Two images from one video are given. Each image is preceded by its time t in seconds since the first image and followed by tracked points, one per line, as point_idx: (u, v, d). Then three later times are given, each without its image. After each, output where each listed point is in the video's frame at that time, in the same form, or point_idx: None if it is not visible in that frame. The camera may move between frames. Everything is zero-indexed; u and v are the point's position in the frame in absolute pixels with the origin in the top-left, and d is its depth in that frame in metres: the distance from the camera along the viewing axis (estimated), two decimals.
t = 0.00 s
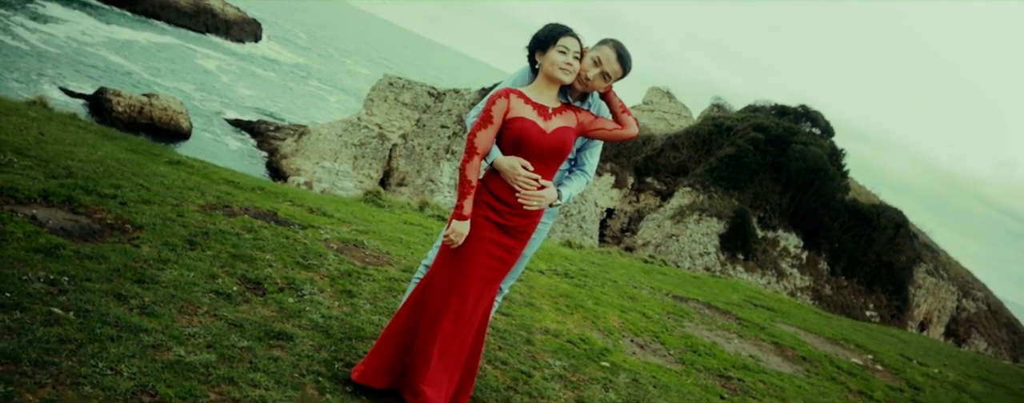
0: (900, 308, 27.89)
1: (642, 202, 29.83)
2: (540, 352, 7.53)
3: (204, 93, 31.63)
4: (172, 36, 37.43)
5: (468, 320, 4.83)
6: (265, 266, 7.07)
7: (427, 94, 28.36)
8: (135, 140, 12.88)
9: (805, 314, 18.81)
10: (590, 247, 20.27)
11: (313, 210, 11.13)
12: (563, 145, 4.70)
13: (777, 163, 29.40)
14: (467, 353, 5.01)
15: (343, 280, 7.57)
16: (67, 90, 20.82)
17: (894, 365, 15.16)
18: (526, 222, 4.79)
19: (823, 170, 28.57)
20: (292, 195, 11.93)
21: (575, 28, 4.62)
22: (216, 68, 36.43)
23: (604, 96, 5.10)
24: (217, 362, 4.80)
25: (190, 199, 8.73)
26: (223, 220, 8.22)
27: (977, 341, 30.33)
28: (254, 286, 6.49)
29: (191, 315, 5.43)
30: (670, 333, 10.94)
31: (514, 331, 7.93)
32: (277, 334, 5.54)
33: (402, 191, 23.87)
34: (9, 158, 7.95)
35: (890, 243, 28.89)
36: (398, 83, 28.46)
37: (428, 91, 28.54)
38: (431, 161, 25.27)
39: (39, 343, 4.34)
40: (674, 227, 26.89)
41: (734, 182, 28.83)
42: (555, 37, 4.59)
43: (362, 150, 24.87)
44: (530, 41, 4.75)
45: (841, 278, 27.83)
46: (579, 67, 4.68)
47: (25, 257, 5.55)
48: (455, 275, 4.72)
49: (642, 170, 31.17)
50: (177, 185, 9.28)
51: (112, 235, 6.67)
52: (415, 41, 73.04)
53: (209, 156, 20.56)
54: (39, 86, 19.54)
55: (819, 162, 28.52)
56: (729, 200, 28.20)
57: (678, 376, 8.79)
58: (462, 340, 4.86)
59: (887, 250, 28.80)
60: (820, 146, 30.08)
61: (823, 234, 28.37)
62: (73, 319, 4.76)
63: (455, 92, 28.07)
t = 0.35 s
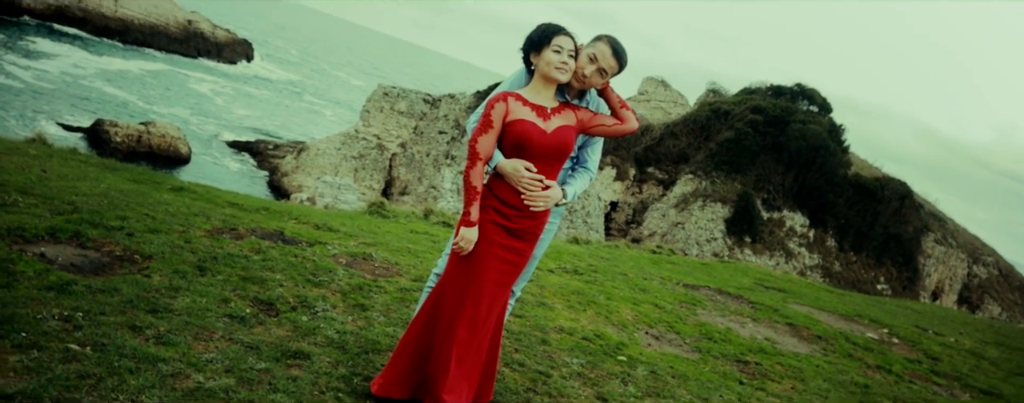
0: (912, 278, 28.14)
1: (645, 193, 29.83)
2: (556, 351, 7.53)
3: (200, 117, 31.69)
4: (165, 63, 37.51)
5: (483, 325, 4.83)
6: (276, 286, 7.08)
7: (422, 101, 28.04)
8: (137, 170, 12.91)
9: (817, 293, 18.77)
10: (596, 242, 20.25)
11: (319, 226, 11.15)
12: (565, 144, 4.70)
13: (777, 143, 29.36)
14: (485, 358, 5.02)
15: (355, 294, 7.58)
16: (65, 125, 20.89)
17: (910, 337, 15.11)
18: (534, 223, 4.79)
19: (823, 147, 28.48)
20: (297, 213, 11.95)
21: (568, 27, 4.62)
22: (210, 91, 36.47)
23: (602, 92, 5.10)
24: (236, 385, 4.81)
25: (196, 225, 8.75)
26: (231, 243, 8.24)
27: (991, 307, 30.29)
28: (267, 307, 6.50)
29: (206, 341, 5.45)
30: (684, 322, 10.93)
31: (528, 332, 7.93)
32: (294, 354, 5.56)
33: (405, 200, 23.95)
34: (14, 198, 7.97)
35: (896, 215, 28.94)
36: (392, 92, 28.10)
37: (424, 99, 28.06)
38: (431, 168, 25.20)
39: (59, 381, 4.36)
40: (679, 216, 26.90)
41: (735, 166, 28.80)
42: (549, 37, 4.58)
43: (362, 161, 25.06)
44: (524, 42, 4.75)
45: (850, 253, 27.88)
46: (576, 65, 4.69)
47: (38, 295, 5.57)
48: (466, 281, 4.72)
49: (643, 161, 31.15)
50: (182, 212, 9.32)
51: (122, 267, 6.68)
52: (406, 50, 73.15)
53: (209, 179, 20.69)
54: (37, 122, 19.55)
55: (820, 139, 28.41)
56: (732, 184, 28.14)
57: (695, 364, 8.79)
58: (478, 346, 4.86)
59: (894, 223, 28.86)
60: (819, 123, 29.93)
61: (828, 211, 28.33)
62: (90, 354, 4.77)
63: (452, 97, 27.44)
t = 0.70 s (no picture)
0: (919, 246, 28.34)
1: (646, 182, 29.85)
2: (573, 349, 7.53)
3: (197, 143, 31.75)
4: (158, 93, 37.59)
5: (498, 329, 4.83)
6: (288, 307, 7.09)
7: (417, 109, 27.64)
8: (139, 201, 12.92)
9: (826, 269, 18.73)
10: (602, 236, 20.22)
11: (325, 243, 11.16)
12: (565, 142, 4.70)
13: (774, 122, 29.32)
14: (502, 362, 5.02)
15: (367, 308, 7.58)
16: (63, 163, 20.97)
17: (923, 306, 15.07)
18: (540, 224, 4.78)
19: (820, 122, 28.41)
20: (302, 231, 11.95)
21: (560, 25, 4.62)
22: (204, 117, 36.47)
23: (597, 88, 5.11)
24: None
25: (203, 252, 8.75)
26: (239, 267, 8.24)
27: (1000, 268, 30.75)
28: (280, 329, 6.51)
29: (224, 367, 5.46)
30: (697, 309, 10.91)
31: (543, 332, 7.92)
32: (312, 372, 5.56)
33: (407, 209, 23.99)
34: (20, 240, 7.98)
35: (899, 185, 28.94)
36: (386, 102, 27.81)
37: (418, 106, 27.72)
38: (431, 174, 25.28)
39: None
40: (681, 203, 26.91)
41: (734, 148, 28.78)
42: (541, 37, 4.59)
43: (362, 174, 24.95)
44: (516, 44, 4.75)
45: (855, 226, 27.89)
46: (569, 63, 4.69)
47: (52, 335, 5.57)
48: (477, 287, 4.72)
49: (641, 151, 31.12)
50: (187, 240, 9.33)
51: (134, 300, 6.69)
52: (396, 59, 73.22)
53: (209, 204, 20.74)
54: (34, 162, 19.47)
55: (816, 115, 28.36)
56: (732, 167, 28.10)
57: (712, 350, 8.77)
58: (495, 350, 4.85)
59: (897, 192, 28.87)
60: (813, 99, 29.78)
61: (831, 186, 28.30)
62: (110, 390, 4.78)
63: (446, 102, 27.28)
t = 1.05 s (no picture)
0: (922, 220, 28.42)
1: (646, 173, 29.83)
2: (585, 345, 7.54)
3: (195, 164, 31.81)
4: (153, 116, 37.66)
5: (512, 331, 4.83)
6: (299, 322, 7.09)
7: (412, 116, 27.68)
8: (143, 226, 12.95)
9: (832, 248, 18.75)
10: (606, 230, 20.21)
11: (332, 255, 11.18)
12: (565, 141, 4.70)
13: (769, 105, 29.28)
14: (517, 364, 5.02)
15: (377, 317, 7.59)
16: (63, 193, 21.00)
17: (931, 279, 15.08)
18: (546, 223, 4.78)
19: (816, 102, 28.32)
20: (307, 245, 11.95)
21: (553, 24, 4.63)
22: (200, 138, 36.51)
23: (594, 84, 5.12)
24: None
25: (210, 273, 8.75)
26: (248, 285, 8.25)
27: (1006, 236, 30.92)
28: (293, 344, 6.51)
29: (240, 386, 5.47)
30: (706, 298, 10.90)
31: (554, 331, 7.93)
32: (328, 386, 5.57)
33: (409, 216, 24.00)
34: (27, 273, 7.99)
35: (898, 160, 28.93)
36: (381, 111, 27.84)
37: (413, 113, 27.78)
38: (431, 180, 25.28)
39: None
40: (682, 192, 26.93)
41: (731, 134, 28.75)
42: (534, 37, 4.59)
43: (362, 185, 24.92)
44: (510, 46, 4.75)
45: (857, 204, 27.89)
46: (565, 61, 4.70)
47: (67, 366, 5.58)
48: (488, 290, 4.72)
49: (639, 143, 31.11)
50: (194, 261, 9.34)
51: (145, 326, 6.70)
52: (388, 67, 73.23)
53: (211, 224, 20.74)
54: (35, 193, 19.51)
55: (811, 95, 28.25)
56: (730, 153, 28.06)
57: (724, 338, 8.78)
58: (509, 353, 4.85)
59: (897, 168, 28.86)
60: (807, 79, 29.71)
61: (831, 165, 28.30)
62: None
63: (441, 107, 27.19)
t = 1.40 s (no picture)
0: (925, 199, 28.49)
1: (646, 169, 29.79)
2: (597, 345, 7.53)
3: (196, 186, 31.82)
4: (151, 142, 37.73)
5: (524, 334, 4.83)
6: (310, 338, 7.10)
7: (409, 125, 27.66)
8: (147, 251, 12.95)
9: (837, 233, 18.72)
10: (610, 228, 20.19)
11: (338, 269, 11.16)
12: (566, 141, 4.71)
13: (765, 94, 29.27)
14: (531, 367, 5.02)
15: (389, 329, 7.59)
16: (65, 223, 21.07)
17: (938, 258, 15.07)
18: (552, 225, 4.79)
19: (813, 88, 28.28)
20: (313, 261, 11.93)
21: (548, 26, 4.64)
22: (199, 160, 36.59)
23: (592, 83, 5.13)
24: None
25: (219, 294, 8.75)
26: (257, 304, 8.25)
27: (1009, 210, 30.94)
28: (306, 361, 6.51)
29: None
30: (715, 290, 10.89)
31: (566, 332, 7.92)
32: (343, 400, 5.57)
33: (412, 226, 23.99)
34: (36, 305, 7.99)
35: (897, 141, 28.94)
36: (378, 122, 27.84)
37: (410, 122, 27.72)
38: (432, 188, 25.16)
39: None
40: (683, 185, 26.91)
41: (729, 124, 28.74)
42: (530, 40, 4.60)
43: (363, 196, 25.19)
44: (506, 50, 4.76)
45: (859, 187, 27.89)
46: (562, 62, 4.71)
47: (82, 395, 5.58)
48: (498, 296, 4.72)
49: (637, 138, 31.03)
50: (202, 283, 9.34)
51: (157, 350, 6.70)
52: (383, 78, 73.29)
53: (215, 245, 20.77)
54: (37, 224, 19.54)
55: (806, 82, 28.17)
56: (729, 143, 28.03)
57: (736, 329, 8.78)
58: (522, 356, 4.85)
59: (896, 149, 28.87)
60: (802, 65, 29.69)
61: (830, 150, 28.29)
62: None
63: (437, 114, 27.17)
